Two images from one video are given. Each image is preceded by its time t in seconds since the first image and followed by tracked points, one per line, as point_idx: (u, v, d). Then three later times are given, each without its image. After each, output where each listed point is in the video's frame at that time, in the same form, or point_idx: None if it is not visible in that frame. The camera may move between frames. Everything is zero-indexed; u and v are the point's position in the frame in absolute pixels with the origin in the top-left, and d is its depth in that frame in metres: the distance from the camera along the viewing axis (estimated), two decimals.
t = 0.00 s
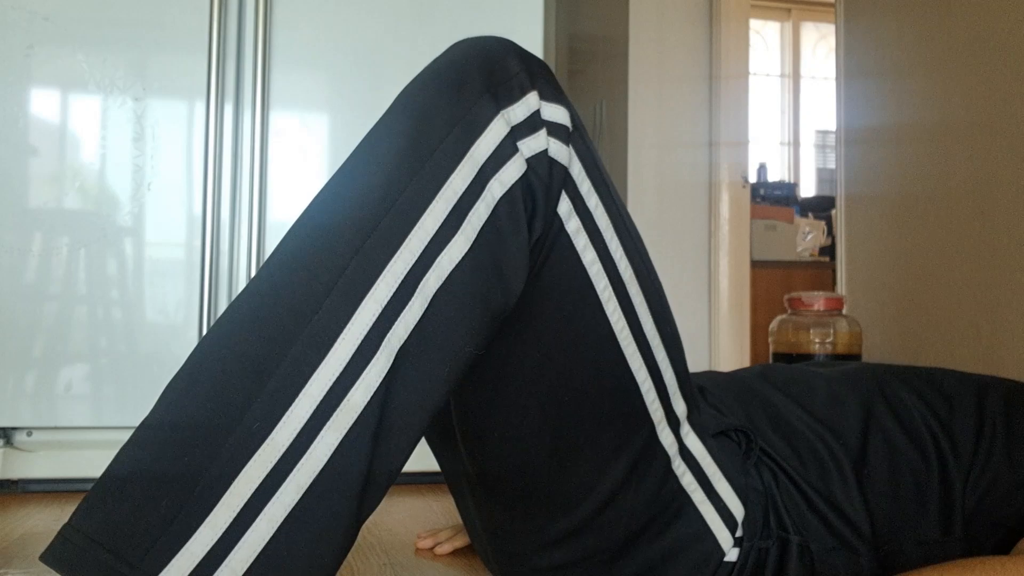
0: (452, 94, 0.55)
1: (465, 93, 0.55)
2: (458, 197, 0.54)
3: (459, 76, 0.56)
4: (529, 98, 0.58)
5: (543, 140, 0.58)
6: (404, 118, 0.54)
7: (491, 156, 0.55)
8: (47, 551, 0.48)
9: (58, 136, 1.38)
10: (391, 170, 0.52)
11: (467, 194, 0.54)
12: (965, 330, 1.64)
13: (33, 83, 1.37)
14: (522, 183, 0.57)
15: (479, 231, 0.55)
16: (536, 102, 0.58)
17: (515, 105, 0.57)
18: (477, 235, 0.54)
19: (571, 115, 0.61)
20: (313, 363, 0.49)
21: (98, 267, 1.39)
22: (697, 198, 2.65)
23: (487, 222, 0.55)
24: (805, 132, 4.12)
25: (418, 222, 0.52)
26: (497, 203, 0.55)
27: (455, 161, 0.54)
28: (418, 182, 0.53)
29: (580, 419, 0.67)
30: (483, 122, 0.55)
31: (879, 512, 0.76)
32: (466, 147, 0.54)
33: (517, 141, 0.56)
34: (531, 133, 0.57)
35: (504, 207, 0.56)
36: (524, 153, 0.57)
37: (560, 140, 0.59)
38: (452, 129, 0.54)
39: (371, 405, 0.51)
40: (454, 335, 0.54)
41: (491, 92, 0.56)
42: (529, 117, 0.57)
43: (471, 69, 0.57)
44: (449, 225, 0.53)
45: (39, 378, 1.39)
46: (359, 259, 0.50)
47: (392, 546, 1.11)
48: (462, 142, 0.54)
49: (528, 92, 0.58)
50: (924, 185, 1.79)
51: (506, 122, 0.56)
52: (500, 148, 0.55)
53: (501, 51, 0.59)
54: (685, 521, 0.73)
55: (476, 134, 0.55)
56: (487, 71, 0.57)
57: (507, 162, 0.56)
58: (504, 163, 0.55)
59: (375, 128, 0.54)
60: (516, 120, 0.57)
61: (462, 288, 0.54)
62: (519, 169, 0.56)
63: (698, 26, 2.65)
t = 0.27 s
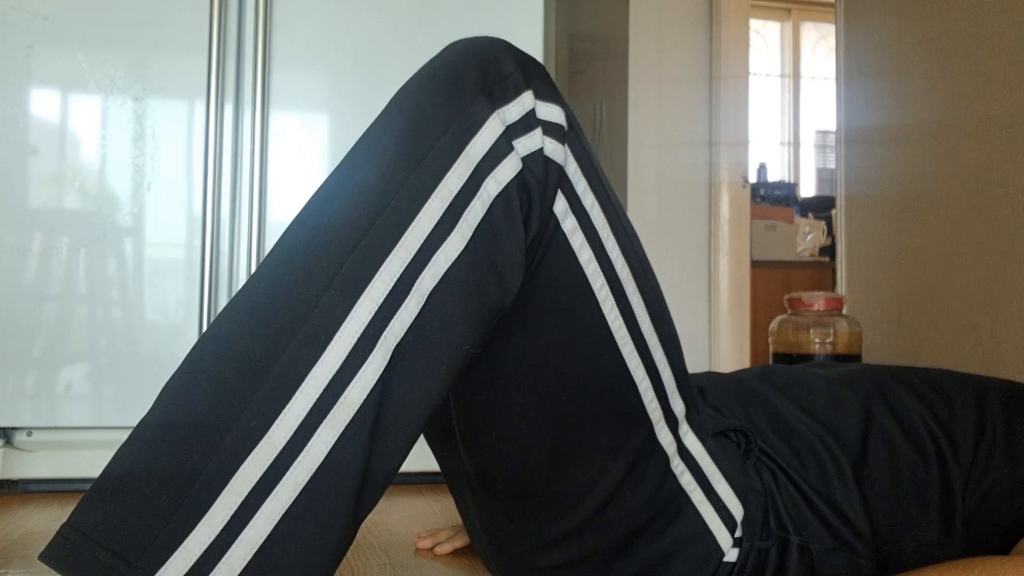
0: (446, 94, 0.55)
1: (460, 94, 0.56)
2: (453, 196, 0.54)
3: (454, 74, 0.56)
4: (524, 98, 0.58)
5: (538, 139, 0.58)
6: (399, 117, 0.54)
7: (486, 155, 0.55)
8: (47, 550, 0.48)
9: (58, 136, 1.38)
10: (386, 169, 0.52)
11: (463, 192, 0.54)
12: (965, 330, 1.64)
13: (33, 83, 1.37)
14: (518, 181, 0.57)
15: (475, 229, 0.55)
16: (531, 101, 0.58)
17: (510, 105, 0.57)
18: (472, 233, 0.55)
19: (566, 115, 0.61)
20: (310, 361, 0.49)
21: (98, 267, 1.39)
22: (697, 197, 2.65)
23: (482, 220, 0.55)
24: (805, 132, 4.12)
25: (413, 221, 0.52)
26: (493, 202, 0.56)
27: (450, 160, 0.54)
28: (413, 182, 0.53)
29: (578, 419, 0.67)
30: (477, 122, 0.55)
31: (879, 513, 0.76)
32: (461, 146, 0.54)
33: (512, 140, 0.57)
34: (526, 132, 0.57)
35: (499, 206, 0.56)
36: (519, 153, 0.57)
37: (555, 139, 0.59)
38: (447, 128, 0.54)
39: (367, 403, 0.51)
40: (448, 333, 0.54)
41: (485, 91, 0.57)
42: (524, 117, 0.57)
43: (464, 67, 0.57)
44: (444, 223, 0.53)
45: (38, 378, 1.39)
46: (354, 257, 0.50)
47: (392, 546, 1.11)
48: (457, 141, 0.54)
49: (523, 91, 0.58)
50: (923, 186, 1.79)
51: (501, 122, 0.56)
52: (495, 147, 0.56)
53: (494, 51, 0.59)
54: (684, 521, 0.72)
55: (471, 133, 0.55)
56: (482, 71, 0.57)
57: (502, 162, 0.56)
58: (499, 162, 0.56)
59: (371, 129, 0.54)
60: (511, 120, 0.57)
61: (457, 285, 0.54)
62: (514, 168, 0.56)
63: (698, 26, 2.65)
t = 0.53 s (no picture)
0: (444, 94, 0.55)
1: (456, 93, 0.55)
2: (450, 194, 0.53)
3: (451, 72, 0.56)
4: (521, 97, 0.57)
5: (535, 139, 0.58)
6: (397, 116, 0.54)
7: (484, 154, 0.55)
8: (46, 550, 0.48)
9: (58, 136, 1.38)
10: (384, 168, 0.52)
11: (460, 192, 0.54)
12: (965, 331, 1.64)
13: (32, 82, 1.37)
14: (515, 180, 0.57)
15: (472, 229, 0.55)
16: (528, 100, 0.58)
17: (507, 104, 0.57)
18: (469, 232, 0.54)
19: (563, 113, 0.61)
20: (307, 360, 0.49)
21: (98, 267, 1.39)
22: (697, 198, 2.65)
23: (479, 219, 0.55)
24: (805, 132, 4.12)
25: (410, 220, 0.52)
26: (490, 201, 0.55)
27: (448, 159, 0.54)
28: (411, 181, 0.52)
29: (576, 417, 0.67)
30: (475, 121, 0.55)
31: (879, 514, 0.76)
32: (458, 144, 0.54)
33: (508, 139, 0.56)
34: (524, 131, 0.57)
35: (497, 206, 0.56)
36: (516, 151, 0.57)
37: (552, 138, 0.59)
38: (444, 127, 0.54)
39: (365, 402, 0.50)
40: (444, 332, 0.54)
41: (482, 90, 0.56)
42: (520, 116, 0.57)
43: (461, 66, 0.57)
44: (442, 222, 0.53)
45: (39, 378, 1.39)
46: (352, 257, 0.50)
47: (392, 546, 1.11)
48: (454, 140, 0.54)
49: (520, 91, 0.58)
50: (924, 186, 1.79)
51: (498, 121, 0.56)
52: (492, 146, 0.56)
53: (492, 49, 0.59)
54: (684, 521, 0.72)
55: (468, 131, 0.55)
56: (479, 70, 0.57)
57: (499, 161, 0.56)
58: (496, 161, 0.56)
59: (369, 129, 0.54)
60: (508, 119, 0.57)
61: (454, 283, 0.54)
62: (511, 167, 0.56)
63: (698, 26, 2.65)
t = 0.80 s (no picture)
0: (443, 97, 0.55)
1: (456, 93, 0.55)
2: (451, 195, 0.54)
3: (453, 71, 0.56)
4: (522, 98, 0.58)
5: (535, 140, 0.58)
6: (398, 116, 0.54)
7: (484, 157, 0.55)
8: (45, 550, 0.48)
9: (58, 136, 1.38)
10: (384, 167, 0.52)
11: (461, 194, 0.54)
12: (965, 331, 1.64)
13: (32, 83, 1.37)
14: (516, 181, 0.57)
15: (473, 231, 0.55)
16: (529, 101, 0.58)
17: (508, 104, 0.57)
18: (470, 233, 0.54)
19: (563, 114, 0.61)
20: (309, 361, 0.49)
21: (97, 267, 1.39)
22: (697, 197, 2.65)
23: (480, 220, 0.55)
24: (805, 132, 4.12)
25: (411, 220, 0.52)
26: (490, 203, 0.56)
27: (448, 159, 0.54)
28: (412, 181, 0.53)
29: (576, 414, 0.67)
30: (475, 123, 0.55)
31: (879, 512, 0.76)
32: (459, 144, 0.54)
33: (509, 140, 0.56)
34: (524, 132, 0.57)
35: (497, 206, 0.56)
36: (517, 152, 0.57)
37: (552, 139, 0.59)
38: (445, 128, 0.54)
39: (366, 404, 0.50)
40: (444, 332, 0.54)
41: (483, 91, 0.56)
42: (521, 117, 0.57)
43: (461, 66, 0.57)
44: (443, 223, 0.53)
45: (39, 378, 1.39)
46: (353, 257, 0.50)
47: (392, 546, 1.11)
48: (454, 141, 0.54)
49: (521, 91, 0.58)
50: (924, 186, 1.78)
51: (499, 122, 0.56)
52: (493, 147, 0.56)
53: (491, 49, 0.59)
54: (683, 520, 0.72)
55: (469, 132, 0.55)
56: (479, 70, 0.57)
57: (500, 163, 0.56)
58: (497, 163, 0.56)
59: (368, 128, 0.54)
60: (509, 120, 0.57)
61: (454, 285, 0.54)
62: (511, 168, 0.56)
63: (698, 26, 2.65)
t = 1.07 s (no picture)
0: (423, 73, 0.55)
1: (435, 68, 0.55)
2: (435, 179, 0.54)
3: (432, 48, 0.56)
4: (503, 72, 0.58)
5: (519, 115, 0.58)
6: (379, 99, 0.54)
7: (468, 134, 0.55)
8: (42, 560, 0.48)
9: (58, 135, 1.38)
10: (368, 152, 0.52)
11: (446, 176, 0.54)
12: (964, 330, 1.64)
13: (32, 83, 1.37)
14: (500, 161, 0.57)
15: (460, 213, 0.55)
16: (510, 75, 0.58)
17: (489, 80, 0.57)
18: (457, 218, 0.55)
19: (546, 84, 0.61)
20: (301, 355, 0.49)
21: (98, 266, 1.39)
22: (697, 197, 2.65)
23: (467, 203, 0.55)
24: (805, 132, 4.13)
25: (397, 207, 0.52)
26: (476, 184, 0.56)
27: (431, 141, 0.54)
28: (396, 165, 0.53)
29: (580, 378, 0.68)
30: (459, 99, 0.55)
31: (884, 500, 0.77)
32: (442, 124, 0.54)
33: (492, 117, 0.57)
34: (506, 108, 0.57)
35: (483, 186, 0.56)
36: (501, 130, 0.57)
37: (536, 112, 0.59)
38: (427, 107, 0.54)
39: (360, 397, 0.51)
40: (435, 317, 0.54)
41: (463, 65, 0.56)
42: (502, 92, 0.57)
43: (440, 45, 0.56)
44: (429, 208, 0.53)
45: (39, 378, 1.39)
46: (340, 244, 0.51)
47: (393, 546, 1.12)
48: (439, 120, 0.54)
49: (501, 65, 0.58)
50: (924, 185, 1.78)
51: (481, 99, 0.56)
52: (478, 125, 0.56)
53: (471, 25, 0.59)
54: (690, 477, 0.75)
55: (452, 111, 0.55)
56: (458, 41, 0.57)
57: (484, 142, 0.56)
58: (482, 142, 0.56)
59: (349, 113, 0.54)
60: (491, 96, 0.57)
61: (442, 274, 0.54)
62: (496, 147, 0.56)
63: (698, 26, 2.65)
